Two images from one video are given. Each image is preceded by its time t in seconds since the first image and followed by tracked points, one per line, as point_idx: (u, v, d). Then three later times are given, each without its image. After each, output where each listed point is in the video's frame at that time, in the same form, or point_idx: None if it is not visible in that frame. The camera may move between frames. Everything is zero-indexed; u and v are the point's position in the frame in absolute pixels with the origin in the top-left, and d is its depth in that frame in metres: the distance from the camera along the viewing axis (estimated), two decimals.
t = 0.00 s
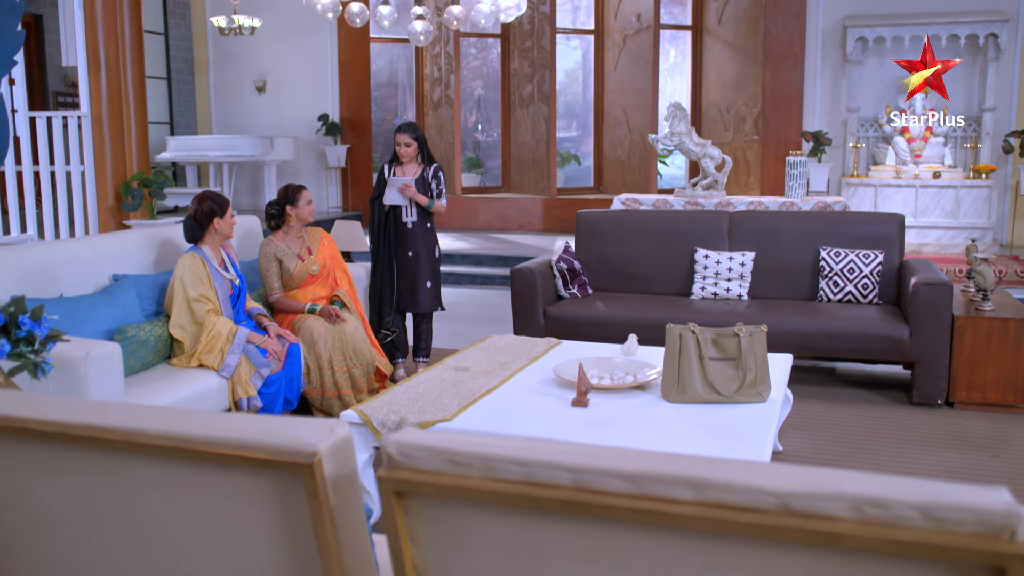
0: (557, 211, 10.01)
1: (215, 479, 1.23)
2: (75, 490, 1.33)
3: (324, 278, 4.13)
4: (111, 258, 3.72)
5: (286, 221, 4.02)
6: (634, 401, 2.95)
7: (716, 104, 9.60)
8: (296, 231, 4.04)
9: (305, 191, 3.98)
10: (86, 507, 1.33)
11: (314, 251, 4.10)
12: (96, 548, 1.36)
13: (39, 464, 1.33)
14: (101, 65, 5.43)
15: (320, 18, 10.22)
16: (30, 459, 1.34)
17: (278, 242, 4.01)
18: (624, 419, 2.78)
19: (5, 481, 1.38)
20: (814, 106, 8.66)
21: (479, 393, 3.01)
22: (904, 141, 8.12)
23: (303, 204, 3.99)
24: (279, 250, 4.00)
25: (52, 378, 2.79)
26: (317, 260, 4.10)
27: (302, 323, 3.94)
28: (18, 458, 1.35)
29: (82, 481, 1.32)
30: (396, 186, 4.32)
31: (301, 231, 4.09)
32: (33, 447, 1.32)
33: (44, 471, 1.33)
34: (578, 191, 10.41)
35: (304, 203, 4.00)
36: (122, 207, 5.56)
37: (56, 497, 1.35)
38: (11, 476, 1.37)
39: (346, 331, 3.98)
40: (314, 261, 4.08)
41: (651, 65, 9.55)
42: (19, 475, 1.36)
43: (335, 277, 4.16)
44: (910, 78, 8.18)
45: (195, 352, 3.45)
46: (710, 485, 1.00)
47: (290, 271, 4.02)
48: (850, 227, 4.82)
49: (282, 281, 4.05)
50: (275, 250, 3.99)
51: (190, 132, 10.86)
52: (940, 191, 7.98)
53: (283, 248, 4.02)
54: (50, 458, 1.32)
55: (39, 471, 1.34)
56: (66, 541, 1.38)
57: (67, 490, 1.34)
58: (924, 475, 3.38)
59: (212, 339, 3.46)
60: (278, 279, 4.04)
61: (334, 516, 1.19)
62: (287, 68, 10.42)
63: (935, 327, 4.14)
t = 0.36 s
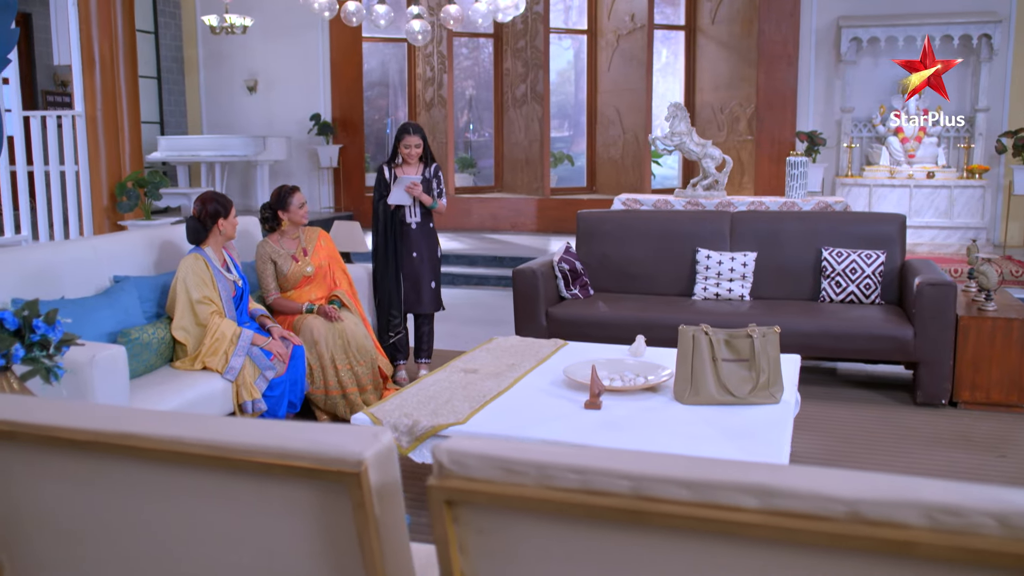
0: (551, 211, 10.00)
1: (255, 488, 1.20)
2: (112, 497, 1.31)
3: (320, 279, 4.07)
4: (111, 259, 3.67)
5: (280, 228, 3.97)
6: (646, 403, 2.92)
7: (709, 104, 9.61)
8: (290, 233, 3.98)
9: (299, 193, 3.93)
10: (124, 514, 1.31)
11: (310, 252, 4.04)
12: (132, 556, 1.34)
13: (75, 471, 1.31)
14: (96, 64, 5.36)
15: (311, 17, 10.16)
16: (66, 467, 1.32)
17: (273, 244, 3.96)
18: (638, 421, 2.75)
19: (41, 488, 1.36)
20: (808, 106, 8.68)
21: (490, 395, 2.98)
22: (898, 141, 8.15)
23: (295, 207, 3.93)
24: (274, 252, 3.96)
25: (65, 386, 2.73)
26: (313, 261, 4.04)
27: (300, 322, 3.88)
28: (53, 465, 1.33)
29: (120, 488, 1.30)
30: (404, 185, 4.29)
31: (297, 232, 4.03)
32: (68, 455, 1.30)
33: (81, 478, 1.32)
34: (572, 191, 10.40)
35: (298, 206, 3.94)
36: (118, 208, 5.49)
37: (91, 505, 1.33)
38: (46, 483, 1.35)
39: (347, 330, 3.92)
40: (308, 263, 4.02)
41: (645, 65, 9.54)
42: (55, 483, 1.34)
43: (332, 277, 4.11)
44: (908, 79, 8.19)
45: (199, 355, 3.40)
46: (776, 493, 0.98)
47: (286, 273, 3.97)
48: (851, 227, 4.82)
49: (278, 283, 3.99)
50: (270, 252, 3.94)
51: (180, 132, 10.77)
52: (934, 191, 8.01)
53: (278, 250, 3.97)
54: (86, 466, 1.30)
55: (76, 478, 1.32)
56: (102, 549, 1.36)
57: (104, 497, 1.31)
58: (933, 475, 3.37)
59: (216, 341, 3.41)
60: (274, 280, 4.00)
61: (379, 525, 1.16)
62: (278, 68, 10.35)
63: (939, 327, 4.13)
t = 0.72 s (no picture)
0: (544, 212, 9.99)
1: (296, 497, 1.17)
2: (140, 505, 1.27)
3: (330, 282, 4.04)
4: (111, 260, 3.62)
5: (293, 227, 3.97)
6: (658, 405, 2.91)
7: (702, 104, 9.62)
8: (304, 232, 3.97)
9: (309, 191, 3.95)
10: (156, 523, 1.28)
11: (323, 254, 4.02)
12: (164, 567, 1.30)
13: (102, 478, 1.27)
14: (90, 63, 5.29)
15: (303, 16, 10.09)
16: (91, 475, 1.27)
17: (288, 243, 3.97)
18: (652, 423, 2.73)
19: (64, 496, 1.32)
20: (801, 106, 8.71)
21: (500, 398, 2.95)
22: (891, 141, 8.18)
23: (298, 206, 3.94)
24: (286, 249, 3.96)
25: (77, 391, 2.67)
26: (324, 263, 4.01)
27: (303, 323, 3.85)
28: (82, 475, 1.29)
29: (149, 497, 1.26)
30: (411, 185, 4.31)
31: (311, 232, 4.02)
32: (95, 462, 1.26)
33: (111, 487, 1.28)
34: (565, 191, 10.38)
35: (302, 204, 3.94)
36: (112, 208, 5.43)
37: (121, 514, 1.29)
38: (71, 491, 1.31)
39: (351, 334, 3.88)
40: (319, 263, 3.99)
41: (638, 65, 9.54)
42: (80, 491, 1.30)
43: (343, 281, 4.06)
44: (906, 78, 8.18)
45: (202, 358, 3.36)
46: (843, 499, 0.96)
47: (296, 272, 3.97)
48: (852, 228, 4.82)
49: (288, 281, 3.99)
50: (282, 249, 3.95)
51: (170, 132, 10.67)
52: (927, 191, 8.05)
53: (292, 248, 3.97)
54: (114, 474, 1.26)
55: (103, 486, 1.28)
56: (132, 560, 1.32)
57: (135, 507, 1.28)
58: (941, 475, 3.37)
59: (220, 344, 3.38)
60: (285, 278, 3.99)
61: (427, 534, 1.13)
62: (269, 67, 10.29)
63: (942, 327, 4.14)
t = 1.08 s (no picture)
0: (537, 212, 9.97)
1: (339, 505, 1.14)
2: (173, 514, 1.24)
3: (335, 283, 4.00)
4: (111, 261, 3.57)
5: (302, 226, 3.94)
6: (670, 406, 2.89)
7: (695, 105, 9.62)
8: (314, 231, 3.94)
9: (320, 191, 3.93)
10: (191, 532, 1.24)
11: (332, 255, 3.98)
12: None
13: (135, 487, 1.24)
14: (84, 63, 5.23)
15: (293, 16, 10.02)
16: (124, 484, 1.23)
17: (297, 241, 3.94)
18: (666, 425, 2.72)
19: (93, 505, 1.28)
20: (794, 106, 8.72)
21: (511, 400, 2.93)
22: (884, 141, 8.20)
23: (308, 204, 3.91)
24: (295, 246, 3.93)
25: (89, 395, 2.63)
26: (332, 264, 3.98)
27: (307, 325, 3.82)
28: (113, 483, 1.25)
29: (184, 507, 1.22)
30: (415, 183, 4.36)
31: (322, 232, 3.99)
32: (129, 472, 1.22)
33: (143, 496, 1.24)
34: (557, 191, 10.36)
35: (310, 204, 3.91)
36: (107, 209, 5.34)
37: (154, 524, 1.25)
38: (100, 500, 1.27)
39: (355, 337, 3.86)
40: (326, 264, 3.96)
41: (631, 65, 9.54)
42: (112, 500, 1.26)
43: (348, 284, 4.03)
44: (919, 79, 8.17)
45: (206, 360, 3.32)
46: (914, 505, 0.94)
47: (303, 270, 3.94)
48: (852, 228, 4.83)
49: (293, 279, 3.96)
50: (291, 246, 3.92)
51: (159, 132, 10.56)
52: (920, 191, 8.07)
53: (300, 246, 3.94)
54: (147, 483, 1.22)
55: (135, 495, 1.24)
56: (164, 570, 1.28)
57: (168, 516, 1.24)
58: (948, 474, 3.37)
59: (223, 346, 3.33)
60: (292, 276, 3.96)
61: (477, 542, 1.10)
62: (260, 66, 10.22)
63: (945, 327, 4.14)
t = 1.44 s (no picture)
0: (530, 212, 9.95)
1: (387, 513, 1.12)
2: (213, 523, 1.21)
3: (338, 283, 3.97)
4: (112, 262, 3.52)
5: (304, 226, 3.90)
6: (683, 407, 2.88)
7: (689, 104, 9.63)
8: (317, 232, 3.91)
9: (323, 191, 3.90)
10: (230, 540, 1.22)
11: (334, 255, 3.95)
12: None
13: (173, 496, 1.21)
14: (79, 61, 5.16)
15: (284, 15, 9.95)
16: (161, 491, 1.20)
17: (299, 240, 3.90)
18: (679, 427, 2.71)
19: (127, 514, 1.25)
20: (788, 106, 8.72)
21: (523, 402, 2.90)
22: (878, 141, 8.21)
23: (311, 204, 3.87)
24: (297, 247, 3.89)
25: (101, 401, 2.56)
26: (335, 264, 3.95)
27: (311, 326, 3.79)
28: (149, 491, 1.22)
29: (224, 513, 1.19)
30: (416, 182, 4.34)
31: (324, 232, 3.96)
32: (167, 480, 1.19)
33: (180, 503, 1.21)
34: (551, 191, 10.35)
35: (313, 204, 3.88)
36: (103, 209, 5.34)
37: (191, 532, 1.22)
38: (135, 509, 1.24)
39: (360, 338, 3.84)
40: (329, 264, 3.93)
41: (624, 65, 9.52)
42: (148, 509, 1.23)
43: (351, 284, 3.99)
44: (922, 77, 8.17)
45: (211, 362, 3.28)
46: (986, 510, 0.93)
47: (305, 270, 3.91)
48: (854, 227, 4.83)
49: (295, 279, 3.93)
50: (294, 246, 3.88)
51: (149, 132, 10.47)
52: (914, 190, 8.10)
53: (303, 246, 3.90)
54: (186, 492, 1.19)
55: (172, 503, 1.21)
56: None
57: (207, 523, 1.21)
58: (956, 473, 3.38)
59: (229, 348, 3.30)
60: (294, 276, 3.93)
61: (532, 550, 1.08)
62: (251, 66, 10.14)
63: (948, 327, 4.15)
